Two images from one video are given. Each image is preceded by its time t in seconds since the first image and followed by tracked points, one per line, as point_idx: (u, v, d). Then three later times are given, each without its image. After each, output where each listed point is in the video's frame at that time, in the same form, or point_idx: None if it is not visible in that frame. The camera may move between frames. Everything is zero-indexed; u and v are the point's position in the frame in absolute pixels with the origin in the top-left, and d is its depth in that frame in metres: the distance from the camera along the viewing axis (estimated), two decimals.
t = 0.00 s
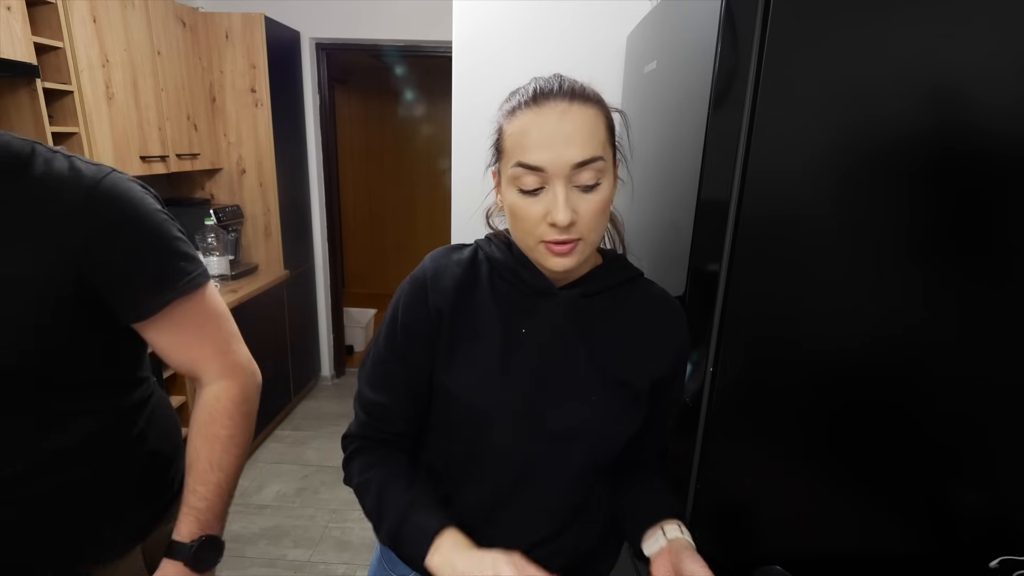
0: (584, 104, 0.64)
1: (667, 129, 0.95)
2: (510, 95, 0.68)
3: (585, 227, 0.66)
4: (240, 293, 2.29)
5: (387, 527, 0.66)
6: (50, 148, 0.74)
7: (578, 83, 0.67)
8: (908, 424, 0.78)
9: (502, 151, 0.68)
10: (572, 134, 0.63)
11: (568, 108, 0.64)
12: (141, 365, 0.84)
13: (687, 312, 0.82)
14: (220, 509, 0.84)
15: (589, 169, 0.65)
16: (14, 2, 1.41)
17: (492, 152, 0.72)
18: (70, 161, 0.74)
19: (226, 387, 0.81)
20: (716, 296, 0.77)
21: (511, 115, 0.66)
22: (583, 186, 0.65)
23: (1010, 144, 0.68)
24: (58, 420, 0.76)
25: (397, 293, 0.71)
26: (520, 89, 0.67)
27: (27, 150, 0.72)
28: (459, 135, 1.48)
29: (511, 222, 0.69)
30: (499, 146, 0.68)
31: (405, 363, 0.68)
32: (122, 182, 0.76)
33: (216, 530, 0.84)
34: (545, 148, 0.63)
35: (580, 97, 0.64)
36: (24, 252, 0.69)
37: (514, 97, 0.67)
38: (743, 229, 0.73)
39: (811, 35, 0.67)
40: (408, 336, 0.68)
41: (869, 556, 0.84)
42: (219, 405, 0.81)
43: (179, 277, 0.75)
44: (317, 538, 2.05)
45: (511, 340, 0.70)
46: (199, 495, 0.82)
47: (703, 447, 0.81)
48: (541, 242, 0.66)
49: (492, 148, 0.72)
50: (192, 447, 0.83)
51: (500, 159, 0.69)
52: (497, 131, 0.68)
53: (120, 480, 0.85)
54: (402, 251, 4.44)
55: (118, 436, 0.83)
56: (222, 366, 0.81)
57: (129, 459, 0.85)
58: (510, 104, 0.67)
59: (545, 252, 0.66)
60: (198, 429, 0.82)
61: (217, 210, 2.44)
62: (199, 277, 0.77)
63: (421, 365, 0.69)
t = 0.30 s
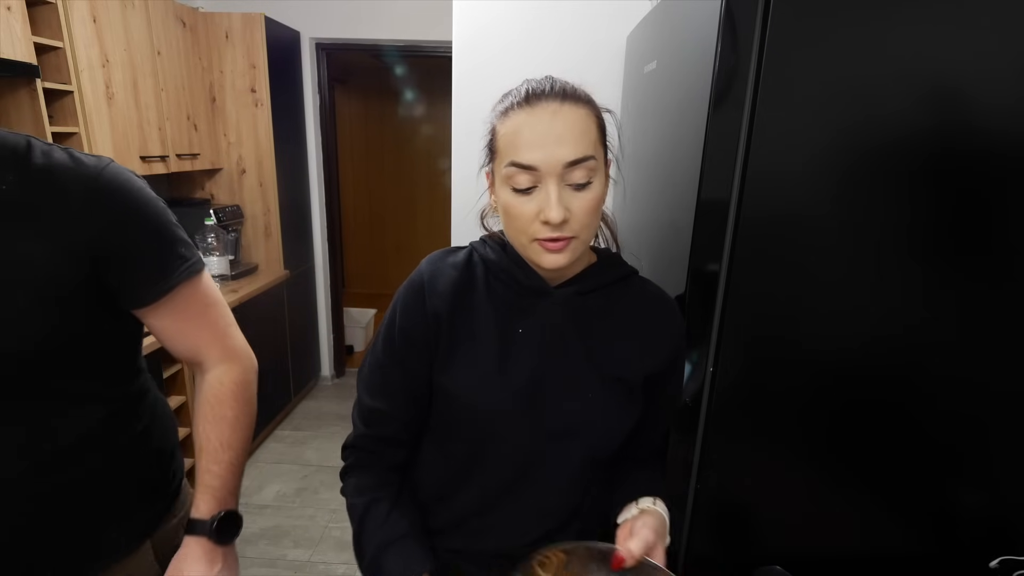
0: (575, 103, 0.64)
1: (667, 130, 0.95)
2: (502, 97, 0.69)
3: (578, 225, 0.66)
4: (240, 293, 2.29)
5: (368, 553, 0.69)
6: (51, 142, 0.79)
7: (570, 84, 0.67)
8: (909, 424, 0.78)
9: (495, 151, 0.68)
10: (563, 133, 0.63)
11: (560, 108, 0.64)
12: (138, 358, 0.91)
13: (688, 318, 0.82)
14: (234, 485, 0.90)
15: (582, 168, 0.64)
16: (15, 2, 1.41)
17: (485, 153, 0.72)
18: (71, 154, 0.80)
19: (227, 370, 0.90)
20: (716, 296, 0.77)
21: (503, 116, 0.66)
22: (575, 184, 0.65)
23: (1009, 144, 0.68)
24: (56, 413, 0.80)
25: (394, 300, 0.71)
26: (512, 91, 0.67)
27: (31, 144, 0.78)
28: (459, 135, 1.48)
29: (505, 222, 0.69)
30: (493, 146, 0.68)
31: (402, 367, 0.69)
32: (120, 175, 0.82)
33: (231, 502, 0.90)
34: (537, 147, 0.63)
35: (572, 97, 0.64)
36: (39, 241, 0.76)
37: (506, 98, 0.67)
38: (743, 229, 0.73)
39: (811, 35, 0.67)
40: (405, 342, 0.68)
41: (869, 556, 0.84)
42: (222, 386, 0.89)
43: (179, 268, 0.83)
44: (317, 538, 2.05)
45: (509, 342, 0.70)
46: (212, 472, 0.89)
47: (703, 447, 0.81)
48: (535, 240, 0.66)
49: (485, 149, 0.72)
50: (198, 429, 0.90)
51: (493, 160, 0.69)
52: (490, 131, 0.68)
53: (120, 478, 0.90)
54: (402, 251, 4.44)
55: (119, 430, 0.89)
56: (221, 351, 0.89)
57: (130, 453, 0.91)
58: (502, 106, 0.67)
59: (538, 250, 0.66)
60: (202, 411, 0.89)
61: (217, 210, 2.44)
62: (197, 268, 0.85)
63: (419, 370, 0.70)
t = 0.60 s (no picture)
0: (562, 103, 0.64)
1: (667, 130, 0.95)
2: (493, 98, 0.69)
3: (566, 224, 0.66)
4: (240, 293, 2.29)
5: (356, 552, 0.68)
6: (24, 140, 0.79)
7: (557, 84, 0.67)
8: (910, 426, 0.78)
9: (485, 152, 0.69)
10: (548, 132, 0.63)
11: (546, 107, 0.64)
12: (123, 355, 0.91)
13: (687, 313, 0.82)
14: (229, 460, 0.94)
15: (568, 166, 0.64)
16: (15, 2, 1.41)
17: (478, 154, 0.73)
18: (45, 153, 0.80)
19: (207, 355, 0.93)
20: (716, 296, 0.76)
21: (492, 117, 0.66)
22: (562, 183, 0.65)
23: (1009, 146, 0.69)
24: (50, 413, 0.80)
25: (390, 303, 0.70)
26: (503, 93, 0.68)
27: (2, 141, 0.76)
28: (458, 136, 1.48)
29: (496, 221, 0.69)
30: (483, 146, 0.68)
31: (398, 369, 0.69)
32: (100, 176, 0.82)
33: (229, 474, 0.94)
34: (523, 146, 0.63)
35: (559, 97, 0.64)
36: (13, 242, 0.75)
37: (496, 100, 0.68)
38: (743, 229, 0.73)
39: (812, 35, 0.67)
40: (400, 345, 0.68)
41: (870, 556, 0.84)
42: (207, 372, 0.93)
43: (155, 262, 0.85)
44: (318, 538, 2.05)
45: (507, 343, 0.70)
46: (207, 452, 0.92)
47: (703, 447, 0.81)
48: (524, 239, 0.66)
49: (478, 150, 0.72)
50: (189, 411, 0.93)
51: (484, 160, 0.69)
52: (481, 132, 0.69)
53: (112, 475, 0.90)
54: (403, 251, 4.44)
55: (107, 429, 0.88)
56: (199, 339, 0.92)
57: (119, 452, 0.90)
58: (492, 107, 0.67)
59: (528, 248, 0.67)
60: (190, 395, 0.92)
61: (216, 210, 2.44)
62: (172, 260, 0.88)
63: (417, 373, 0.70)
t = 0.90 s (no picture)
0: (558, 102, 0.64)
1: (667, 130, 0.95)
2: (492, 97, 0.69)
3: (560, 223, 0.65)
4: (240, 293, 2.29)
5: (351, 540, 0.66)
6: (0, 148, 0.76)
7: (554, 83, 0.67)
8: (911, 426, 0.78)
9: (483, 151, 0.69)
10: (543, 131, 0.63)
11: (542, 106, 0.63)
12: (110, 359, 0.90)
13: (687, 315, 0.81)
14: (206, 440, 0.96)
15: (562, 165, 0.64)
16: (14, 2, 1.41)
17: (478, 153, 0.73)
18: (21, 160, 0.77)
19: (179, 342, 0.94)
20: (716, 296, 0.76)
21: (489, 115, 0.66)
22: (555, 182, 0.65)
23: (1009, 146, 0.69)
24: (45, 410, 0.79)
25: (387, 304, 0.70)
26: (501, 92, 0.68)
27: None
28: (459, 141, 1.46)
29: (492, 220, 0.69)
30: (480, 145, 0.69)
31: (396, 370, 0.68)
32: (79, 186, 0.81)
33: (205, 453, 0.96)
34: (517, 143, 0.63)
35: (555, 96, 0.64)
36: None
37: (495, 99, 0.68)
38: (743, 229, 0.73)
39: (812, 35, 0.67)
40: (397, 347, 0.68)
41: (870, 556, 0.84)
42: (181, 361, 0.94)
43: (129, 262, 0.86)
44: (318, 538, 2.05)
45: (506, 341, 0.70)
46: (186, 433, 0.93)
47: (703, 448, 0.81)
48: (518, 238, 0.66)
49: (478, 149, 0.72)
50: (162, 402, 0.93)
51: (481, 158, 0.69)
52: (479, 131, 0.69)
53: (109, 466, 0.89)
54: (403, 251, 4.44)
55: (99, 423, 0.87)
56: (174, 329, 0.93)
57: (113, 446, 0.89)
58: (490, 106, 0.67)
59: (523, 247, 0.66)
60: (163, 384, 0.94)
61: (216, 210, 2.44)
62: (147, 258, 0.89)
63: (415, 373, 0.70)
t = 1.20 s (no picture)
0: (550, 99, 0.64)
1: (667, 129, 0.95)
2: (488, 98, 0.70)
3: (555, 220, 0.65)
4: (240, 293, 2.29)
5: (354, 513, 0.64)
6: None
7: (547, 82, 0.67)
8: (911, 426, 0.78)
9: (480, 151, 0.69)
10: (534, 128, 0.63)
11: (534, 103, 0.63)
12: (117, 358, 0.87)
13: (687, 316, 0.81)
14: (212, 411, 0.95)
15: (555, 161, 0.64)
16: (15, 2, 1.41)
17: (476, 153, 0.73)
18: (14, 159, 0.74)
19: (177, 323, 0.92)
20: (716, 296, 0.76)
21: (483, 116, 0.67)
22: (549, 179, 0.64)
23: (1009, 146, 0.69)
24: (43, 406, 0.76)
25: (386, 303, 0.70)
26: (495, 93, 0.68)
27: None
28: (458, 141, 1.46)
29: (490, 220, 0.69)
30: (477, 146, 0.69)
31: (395, 370, 0.68)
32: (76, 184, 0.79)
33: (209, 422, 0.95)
34: (509, 143, 0.63)
35: (546, 94, 0.64)
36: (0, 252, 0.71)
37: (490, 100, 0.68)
38: (743, 229, 0.73)
39: (812, 35, 0.66)
40: (397, 346, 0.67)
41: (870, 556, 0.84)
42: (182, 344, 0.93)
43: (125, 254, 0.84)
44: (318, 538, 2.05)
45: (506, 341, 0.70)
46: (191, 406, 0.93)
47: (703, 447, 0.81)
48: (514, 236, 0.66)
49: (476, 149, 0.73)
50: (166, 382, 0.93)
51: (478, 159, 0.70)
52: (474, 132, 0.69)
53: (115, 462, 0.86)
54: (403, 251, 4.44)
55: (107, 414, 0.84)
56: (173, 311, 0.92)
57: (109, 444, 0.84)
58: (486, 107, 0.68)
59: (520, 246, 0.66)
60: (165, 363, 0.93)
61: (216, 210, 2.44)
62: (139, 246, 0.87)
63: (415, 373, 0.69)
